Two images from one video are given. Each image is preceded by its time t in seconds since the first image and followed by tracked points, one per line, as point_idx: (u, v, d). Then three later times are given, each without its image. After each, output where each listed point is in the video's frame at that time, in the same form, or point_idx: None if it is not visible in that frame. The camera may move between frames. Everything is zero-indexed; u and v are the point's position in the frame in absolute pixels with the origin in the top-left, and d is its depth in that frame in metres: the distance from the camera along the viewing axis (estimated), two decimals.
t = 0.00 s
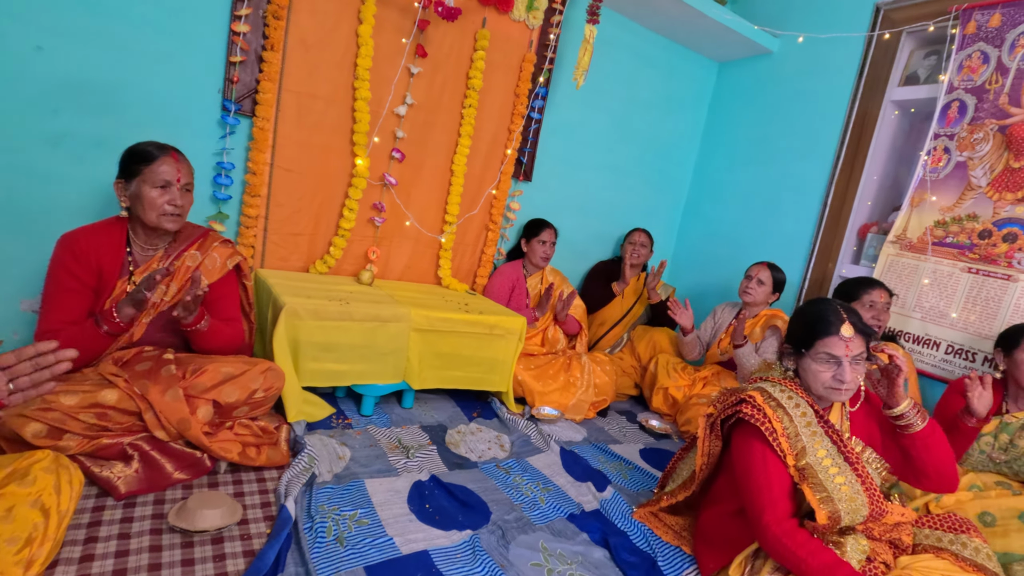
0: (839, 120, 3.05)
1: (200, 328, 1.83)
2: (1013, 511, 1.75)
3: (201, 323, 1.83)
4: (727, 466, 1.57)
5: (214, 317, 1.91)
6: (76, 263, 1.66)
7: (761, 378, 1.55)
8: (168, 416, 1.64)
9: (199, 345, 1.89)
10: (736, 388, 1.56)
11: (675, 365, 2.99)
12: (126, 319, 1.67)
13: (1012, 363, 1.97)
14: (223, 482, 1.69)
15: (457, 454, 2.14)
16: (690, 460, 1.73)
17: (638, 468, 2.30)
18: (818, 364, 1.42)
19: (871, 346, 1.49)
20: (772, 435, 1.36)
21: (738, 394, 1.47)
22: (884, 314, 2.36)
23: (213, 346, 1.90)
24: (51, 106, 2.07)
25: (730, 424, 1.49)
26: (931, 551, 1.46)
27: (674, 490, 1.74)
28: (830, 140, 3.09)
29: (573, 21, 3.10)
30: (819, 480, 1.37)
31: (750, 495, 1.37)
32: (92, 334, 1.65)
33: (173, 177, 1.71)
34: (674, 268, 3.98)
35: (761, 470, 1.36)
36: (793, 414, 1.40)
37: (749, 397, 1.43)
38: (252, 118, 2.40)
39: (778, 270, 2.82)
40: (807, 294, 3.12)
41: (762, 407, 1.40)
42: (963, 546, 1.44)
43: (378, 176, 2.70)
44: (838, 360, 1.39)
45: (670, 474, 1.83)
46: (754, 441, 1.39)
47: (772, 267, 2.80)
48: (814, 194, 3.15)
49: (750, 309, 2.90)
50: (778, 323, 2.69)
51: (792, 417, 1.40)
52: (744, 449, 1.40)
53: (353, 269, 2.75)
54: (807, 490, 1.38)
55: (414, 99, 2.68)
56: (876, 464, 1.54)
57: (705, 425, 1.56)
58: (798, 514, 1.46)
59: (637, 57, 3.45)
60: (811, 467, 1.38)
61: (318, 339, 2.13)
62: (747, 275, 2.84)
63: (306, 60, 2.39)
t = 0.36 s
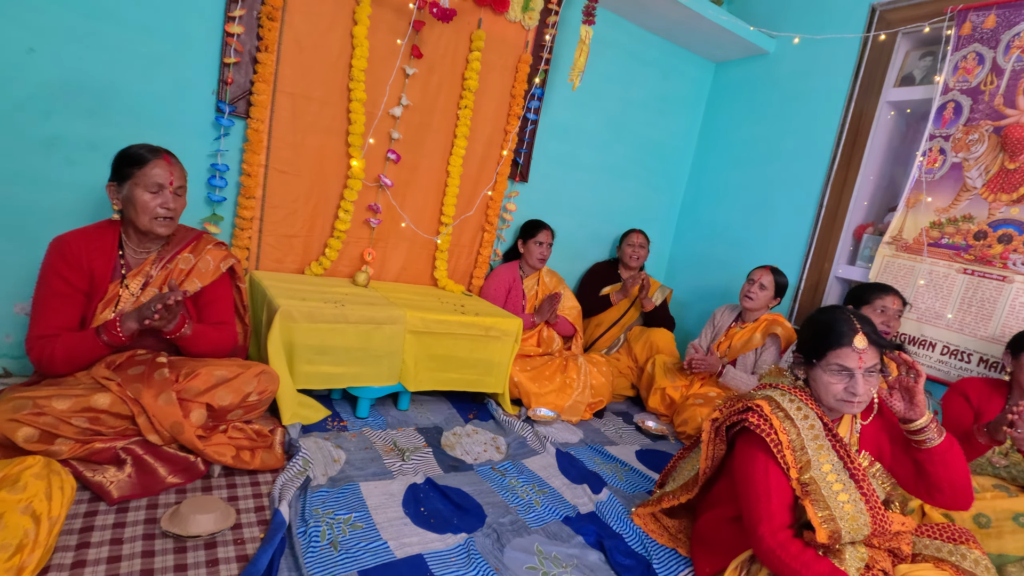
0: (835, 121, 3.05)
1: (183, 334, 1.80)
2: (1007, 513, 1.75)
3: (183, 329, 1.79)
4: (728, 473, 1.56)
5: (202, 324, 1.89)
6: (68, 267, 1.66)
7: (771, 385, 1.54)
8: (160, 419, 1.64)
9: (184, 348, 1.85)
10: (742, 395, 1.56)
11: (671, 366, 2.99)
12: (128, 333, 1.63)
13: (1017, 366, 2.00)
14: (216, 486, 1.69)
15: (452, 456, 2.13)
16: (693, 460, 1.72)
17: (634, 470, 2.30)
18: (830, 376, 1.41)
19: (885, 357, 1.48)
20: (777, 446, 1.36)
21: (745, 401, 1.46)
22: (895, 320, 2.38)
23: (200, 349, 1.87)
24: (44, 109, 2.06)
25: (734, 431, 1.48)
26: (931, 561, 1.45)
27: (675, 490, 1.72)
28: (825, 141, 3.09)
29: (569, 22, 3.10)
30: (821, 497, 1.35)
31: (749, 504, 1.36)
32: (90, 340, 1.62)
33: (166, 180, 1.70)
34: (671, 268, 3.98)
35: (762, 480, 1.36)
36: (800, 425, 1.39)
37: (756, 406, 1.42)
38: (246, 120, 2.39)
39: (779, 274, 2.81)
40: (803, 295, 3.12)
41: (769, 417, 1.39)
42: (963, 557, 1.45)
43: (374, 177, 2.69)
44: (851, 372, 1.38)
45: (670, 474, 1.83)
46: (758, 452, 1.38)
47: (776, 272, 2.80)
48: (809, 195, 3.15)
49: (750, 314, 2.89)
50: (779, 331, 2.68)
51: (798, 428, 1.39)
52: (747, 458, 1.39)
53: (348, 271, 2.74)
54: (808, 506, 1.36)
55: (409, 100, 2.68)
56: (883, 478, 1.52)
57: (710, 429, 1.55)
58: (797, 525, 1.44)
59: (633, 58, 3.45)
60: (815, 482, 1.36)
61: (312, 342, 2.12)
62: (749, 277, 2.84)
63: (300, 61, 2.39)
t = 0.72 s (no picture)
0: (834, 119, 3.05)
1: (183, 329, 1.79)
2: (1008, 511, 1.75)
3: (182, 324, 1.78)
4: (735, 473, 1.56)
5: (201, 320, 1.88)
6: (65, 266, 1.65)
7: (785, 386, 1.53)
8: (158, 419, 1.63)
9: (184, 347, 1.85)
10: (755, 395, 1.55)
11: (671, 365, 2.98)
12: (131, 327, 1.63)
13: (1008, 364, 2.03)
14: (214, 487, 1.68)
15: (451, 456, 2.13)
16: (701, 456, 1.70)
17: (634, 469, 2.29)
18: (846, 379, 1.40)
19: (903, 363, 1.47)
20: (788, 450, 1.35)
21: (757, 403, 1.45)
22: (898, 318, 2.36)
23: (200, 349, 1.86)
24: (39, 107, 2.04)
25: (744, 431, 1.48)
26: (934, 562, 1.45)
27: (682, 488, 1.70)
28: (824, 140, 3.09)
29: (567, 20, 3.09)
30: (830, 504, 1.35)
31: (754, 504, 1.36)
32: (92, 338, 1.62)
33: (161, 178, 1.69)
34: (669, 267, 3.97)
35: (768, 482, 1.36)
36: (813, 430, 1.39)
37: (769, 408, 1.41)
38: (244, 118, 2.38)
39: (778, 271, 2.81)
40: (802, 294, 3.12)
41: (781, 420, 1.38)
42: (966, 559, 1.45)
43: (372, 176, 2.68)
44: (867, 375, 1.37)
45: (675, 470, 1.82)
46: (768, 454, 1.38)
47: (772, 269, 2.79)
48: (808, 194, 3.15)
49: (748, 311, 2.90)
50: (777, 326, 2.68)
51: (811, 433, 1.38)
52: (756, 459, 1.39)
53: (347, 270, 2.73)
54: (817, 513, 1.36)
55: (408, 98, 2.67)
56: (894, 486, 1.50)
57: (721, 427, 1.55)
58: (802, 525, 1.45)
59: (632, 57, 3.45)
60: (824, 488, 1.36)
61: (311, 341, 2.11)
62: (746, 275, 2.83)
63: (298, 59, 2.38)
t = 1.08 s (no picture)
0: (832, 119, 3.06)
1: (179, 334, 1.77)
2: (1007, 510, 1.75)
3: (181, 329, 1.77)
4: (736, 474, 1.55)
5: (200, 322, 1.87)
6: (62, 267, 1.64)
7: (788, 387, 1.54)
8: (156, 421, 1.62)
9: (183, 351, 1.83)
10: (756, 395, 1.55)
11: (670, 365, 2.98)
12: (118, 330, 1.61)
13: (1005, 362, 2.03)
14: (213, 489, 1.68)
15: (451, 456, 2.12)
16: (702, 457, 1.70)
17: (633, 469, 2.29)
18: (851, 375, 1.40)
19: (909, 367, 1.47)
20: (789, 451, 1.35)
21: (759, 403, 1.45)
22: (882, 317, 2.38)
23: (199, 350, 1.85)
24: (36, 108, 2.03)
25: (746, 432, 1.47)
26: (934, 563, 1.46)
27: (683, 488, 1.70)
28: (823, 139, 3.09)
29: (566, 20, 3.09)
30: (832, 507, 1.35)
31: (754, 504, 1.37)
32: (80, 341, 1.60)
33: (164, 180, 1.69)
34: (668, 267, 3.97)
35: (769, 483, 1.36)
36: (815, 431, 1.39)
37: (771, 409, 1.41)
38: (242, 119, 2.37)
39: (773, 271, 2.81)
40: (801, 294, 3.12)
41: (783, 422, 1.38)
42: (966, 561, 1.45)
43: (371, 177, 2.67)
44: (873, 371, 1.37)
45: (676, 471, 1.81)
46: (769, 456, 1.38)
47: (769, 268, 2.80)
48: (807, 194, 3.15)
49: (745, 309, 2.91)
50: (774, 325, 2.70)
51: (813, 435, 1.38)
52: (757, 460, 1.39)
53: (346, 270, 2.73)
54: (818, 516, 1.35)
55: (406, 98, 2.66)
56: (895, 488, 1.50)
57: (722, 428, 1.54)
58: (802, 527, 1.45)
59: (630, 56, 3.44)
60: (825, 490, 1.35)
61: (309, 342, 2.11)
62: (742, 274, 2.83)
63: (296, 59, 2.37)
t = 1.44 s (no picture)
0: (828, 118, 3.07)
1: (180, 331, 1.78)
2: (1001, 508, 1.76)
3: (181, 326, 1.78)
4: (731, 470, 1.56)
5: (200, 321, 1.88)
6: (64, 267, 1.64)
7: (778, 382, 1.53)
8: (154, 421, 1.62)
9: (183, 348, 1.84)
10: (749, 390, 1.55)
11: (668, 364, 2.99)
12: (128, 329, 1.63)
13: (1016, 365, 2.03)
14: (212, 488, 1.68)
15: (449, 456, 2.13)
16: (696, 455, 1.71)
17: (631, 468, 2.30)
18: (833, 361, 1.43)
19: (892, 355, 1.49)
20: (782, 440, 1.36)
21: (752, 395, 1.47)
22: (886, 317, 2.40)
23: (199, 349, 1.86)
24: (33, 108, 2.03)
25: (739, 425, 1.49)
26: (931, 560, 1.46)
27: (678, 486, 1.72)
28: (819, 139, 3.10)
29: (564, 20, 3.09)
30: (826, 495, 1.35)
31: (751, 496, 1.38)
32: (91, 341, 1.62)
33: (163, 181, 1.69)
34: (666, 267, 3.98)
35: (764, 473, 1.37)
36: (806, 422, 1.39)
37: (763, 400, 1.42)
38: (240, 119, 2.37)
39: (773, 271, 2.82)
40: (798, 294, 3.13)
41: (775, 412, 1.40)
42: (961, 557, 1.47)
43: (368, 177, 2.68)
44: (855, 355, 1.40)
45: (670, 471, 1.82)
46: (763, 447, 1.39)
47: (769, 269, 2.81)
48: (804, 193, 3.16)
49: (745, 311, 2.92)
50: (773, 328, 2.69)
51: (804, 425, 1.39)
52: (751, 451, 1.41)
53: (344, 270, 2.74)
54: (813, 504, 1.36)
55: (404, 99, 2.67)
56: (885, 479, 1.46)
57: (716, 425, 1.56)
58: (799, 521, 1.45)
59: (628, 56, 3.45)
60: (819, 480, 1.36)
61: (308, 342, 2.11)
62: (742, 275, 2.84)
63: (294, 59, 2.37)
